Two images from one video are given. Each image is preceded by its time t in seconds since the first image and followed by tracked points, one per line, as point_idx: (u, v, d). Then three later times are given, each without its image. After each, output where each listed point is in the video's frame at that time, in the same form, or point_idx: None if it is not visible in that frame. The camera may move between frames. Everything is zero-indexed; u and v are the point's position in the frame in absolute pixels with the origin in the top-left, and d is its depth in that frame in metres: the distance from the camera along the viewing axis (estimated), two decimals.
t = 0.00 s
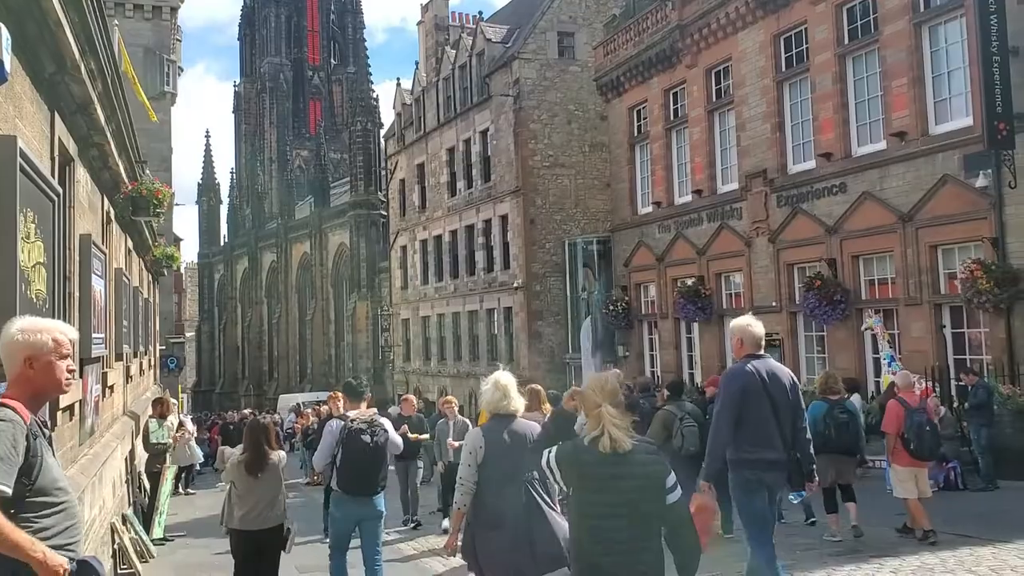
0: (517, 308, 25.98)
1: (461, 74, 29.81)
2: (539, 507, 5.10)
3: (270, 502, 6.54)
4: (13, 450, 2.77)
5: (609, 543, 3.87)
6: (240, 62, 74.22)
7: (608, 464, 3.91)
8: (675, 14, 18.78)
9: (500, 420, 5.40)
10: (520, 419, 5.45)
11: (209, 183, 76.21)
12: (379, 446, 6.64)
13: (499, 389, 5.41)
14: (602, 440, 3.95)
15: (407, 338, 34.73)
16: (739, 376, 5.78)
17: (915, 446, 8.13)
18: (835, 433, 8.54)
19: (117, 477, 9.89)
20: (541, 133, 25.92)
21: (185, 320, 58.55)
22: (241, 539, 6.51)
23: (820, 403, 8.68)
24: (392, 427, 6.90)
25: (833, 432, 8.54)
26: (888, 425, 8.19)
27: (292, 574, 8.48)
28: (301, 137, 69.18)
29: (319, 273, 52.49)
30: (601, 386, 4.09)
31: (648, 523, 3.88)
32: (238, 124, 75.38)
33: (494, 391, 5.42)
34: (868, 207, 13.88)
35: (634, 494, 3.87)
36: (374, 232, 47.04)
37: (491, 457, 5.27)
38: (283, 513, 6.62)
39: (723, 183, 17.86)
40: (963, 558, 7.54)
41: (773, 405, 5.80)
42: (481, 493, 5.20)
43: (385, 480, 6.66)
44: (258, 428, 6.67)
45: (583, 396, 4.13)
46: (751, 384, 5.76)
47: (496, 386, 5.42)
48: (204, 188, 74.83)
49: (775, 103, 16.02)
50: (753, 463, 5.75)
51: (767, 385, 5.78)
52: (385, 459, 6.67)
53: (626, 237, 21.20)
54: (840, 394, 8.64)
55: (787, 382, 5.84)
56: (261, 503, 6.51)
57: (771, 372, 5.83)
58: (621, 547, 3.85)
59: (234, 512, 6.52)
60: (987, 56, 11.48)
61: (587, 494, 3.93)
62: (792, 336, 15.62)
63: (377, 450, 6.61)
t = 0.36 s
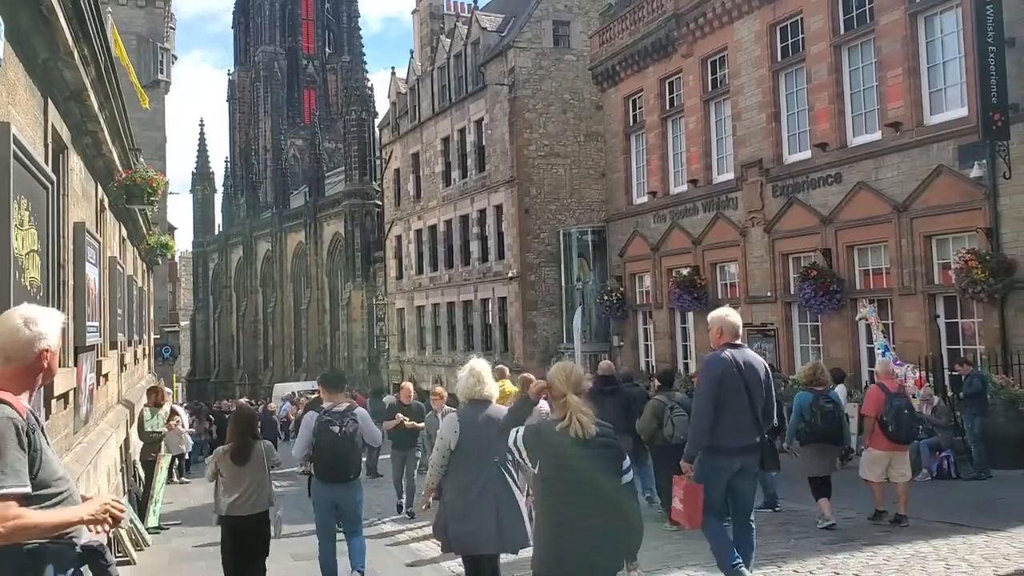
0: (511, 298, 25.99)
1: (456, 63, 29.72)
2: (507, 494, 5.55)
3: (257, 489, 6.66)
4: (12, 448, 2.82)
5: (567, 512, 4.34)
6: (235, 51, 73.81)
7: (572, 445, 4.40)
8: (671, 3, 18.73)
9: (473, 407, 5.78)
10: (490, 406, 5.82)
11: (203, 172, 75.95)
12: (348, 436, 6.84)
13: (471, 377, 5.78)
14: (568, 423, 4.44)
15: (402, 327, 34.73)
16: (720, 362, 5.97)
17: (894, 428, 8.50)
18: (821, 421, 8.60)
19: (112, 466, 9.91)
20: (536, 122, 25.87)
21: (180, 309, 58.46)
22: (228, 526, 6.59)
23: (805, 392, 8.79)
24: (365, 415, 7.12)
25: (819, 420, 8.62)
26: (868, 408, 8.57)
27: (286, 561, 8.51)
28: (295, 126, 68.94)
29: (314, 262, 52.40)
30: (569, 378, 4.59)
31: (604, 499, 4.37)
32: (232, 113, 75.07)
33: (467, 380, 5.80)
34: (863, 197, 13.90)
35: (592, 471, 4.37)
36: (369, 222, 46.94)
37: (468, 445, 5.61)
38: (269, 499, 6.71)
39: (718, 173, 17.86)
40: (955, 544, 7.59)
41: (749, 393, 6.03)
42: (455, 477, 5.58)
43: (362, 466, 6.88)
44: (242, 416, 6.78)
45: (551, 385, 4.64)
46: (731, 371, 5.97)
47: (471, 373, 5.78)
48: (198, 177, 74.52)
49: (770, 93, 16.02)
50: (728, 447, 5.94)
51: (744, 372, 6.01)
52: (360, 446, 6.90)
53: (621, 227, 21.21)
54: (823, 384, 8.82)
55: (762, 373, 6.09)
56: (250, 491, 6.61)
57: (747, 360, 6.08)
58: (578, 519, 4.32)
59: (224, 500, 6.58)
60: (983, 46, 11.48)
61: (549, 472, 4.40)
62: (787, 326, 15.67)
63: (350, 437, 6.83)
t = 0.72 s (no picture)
0: (510, 291, 25.99)
1: (455, 55, 29.67)
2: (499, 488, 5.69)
3: (252, 479, 6.74)
4: (42, 439, 3.01)
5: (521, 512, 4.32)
6: (234, 43, 73.60)
7: (526, 443, 4.36)
8: None
9: (466, 399, 5.78)
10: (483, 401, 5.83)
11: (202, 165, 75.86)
12: (341, 429, 7.00)
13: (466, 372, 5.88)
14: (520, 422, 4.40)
15: (401, 320, 34.74)
16: (687, 362, 6.10)
17: (865, 426, 8.58)
18: (810, 411, 8.99)
19: (111, 457, 9.92)
20: (536, 116, 25.84)
21: (179, 301, 58.46)
22: (224, 515, 6.65)
23: (795, 383, 9.14)
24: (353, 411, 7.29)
25: (809, 409, 9.01)
26: (842, 407, 8.75)
27: (285, 554, 8.53)
28: (294, 118, 68.83)
29: (312, 255, 52.40)
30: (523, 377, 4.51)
31: (557, 496, 4.36)
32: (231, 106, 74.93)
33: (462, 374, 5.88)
34: (863, 191, 13.90)
35: (544, 468, 4.34)
36: (368, 215, 46.91)
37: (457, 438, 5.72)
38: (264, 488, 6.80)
39: (717, 167, 17.84)
40: (953, 538, 7.61)
41: (717, 389, 6.17)
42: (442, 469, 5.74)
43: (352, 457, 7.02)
44: (239, 409, 6.90)
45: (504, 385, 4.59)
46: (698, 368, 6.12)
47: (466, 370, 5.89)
48: (197, 169, 74.40)
49: (770, 86, 16.00)
50: (701, 443, 6.13)
51: (711, 369, 6.15)
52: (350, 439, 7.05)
53: (620, 221, 21.21)
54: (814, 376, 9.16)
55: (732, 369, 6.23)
56: (246, 480, 6.69)
57: (714, 356, 6.22)
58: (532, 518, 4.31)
59: (220, 489, 6.64)
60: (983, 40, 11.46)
61: (503, 470, 4.37)
62: (785, 320, 15.68)
63: (340, 428, 6.98)
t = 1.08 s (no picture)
0: (507, 286, 25.99)
1: (453, 50, 29.62)
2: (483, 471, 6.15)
3: (244, 467, 6.94)
4: (46, 430, 3.02)
5: (472, 495, 4.84)
6: (231, 37, 73.36)
7: (479, 435, 4.86)
8: None
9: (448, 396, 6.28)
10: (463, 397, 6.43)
11: (198, 159, 75.66)
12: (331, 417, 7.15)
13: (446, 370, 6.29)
14: (473, 413, 4.89)
15: (397, 315, 34.71)
16: (650, 353, 6.67)
17: (843, 419, 8.95)
18: (786, 408, 9.22)
19: (105, 451, 9.89)
20: (533, 111, 25.81)
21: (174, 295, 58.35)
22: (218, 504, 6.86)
23: (773, 381, 9.36)
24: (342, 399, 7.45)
25: (785, 407, 9.24)
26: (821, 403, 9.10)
27: (280, 547, 8.52)
28: (291, 112, 68.64)
29: (309, 250, 52.36)
30: (477, 370, 5.01)
31: (510, 477, 4.88)
32: (227, 100, 74.71)
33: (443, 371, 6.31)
34: (859, 188, 13.92)
35: (493, 454, 4.85)
36: (364, 210, 46.84)
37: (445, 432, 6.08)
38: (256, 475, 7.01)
39: (714, 164, 17.85)
40: (948, 535, 7.62)
41: (681, 380, 6.69)
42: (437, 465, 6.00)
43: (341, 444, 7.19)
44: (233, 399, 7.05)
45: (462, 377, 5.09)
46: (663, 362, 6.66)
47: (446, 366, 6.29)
48: (194, 163, 74.19)
49: (767, 83, 16.00)
50: (664, 428, 6.55)
51: (673, 359, 6.69)
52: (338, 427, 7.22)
53: (617, 217, 21.21)
54: (791, 374, 9.37)
55: (695, 360, 6.76)
56: (238, 470, 6.89)
57: (678, 350, 6.75)
58: (484, 500, 4.83)
59: (215, 480, 6.85)
60: (980, 38, 11.47)
61: (457, 458, 4.89)
62: (781, 317, 15.71)
63: (329, 418, 7.12)
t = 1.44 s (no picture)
0: (499, 282, 25.98)
1: (446, 44, 29.58)
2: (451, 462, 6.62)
3: (227, 460, 7.26)
4: (46, 418, 3.04)
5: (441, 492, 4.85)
6: (223, 29, 73.03)
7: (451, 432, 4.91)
8: None
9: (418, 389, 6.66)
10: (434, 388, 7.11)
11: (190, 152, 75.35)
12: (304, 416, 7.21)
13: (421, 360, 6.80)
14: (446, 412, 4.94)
15: (389, 310, 34.68)
16: (626, 350, 6.78)
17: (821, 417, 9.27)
18: (762, 403, 9.44)
19: (95, 444, 9.87)
20: (526, 106, 25.78)
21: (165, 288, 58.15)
22: (200, 495, 7.18)
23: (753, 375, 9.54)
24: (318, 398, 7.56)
25: (762, 401, 9.45)
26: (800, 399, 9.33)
27: (270, 542, 8.51)
28: (283, 106, 68.38)
29: (300, 244, 52.23)
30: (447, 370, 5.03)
31: (476, 474, 4.95)
32: (219, 93, 74.39)
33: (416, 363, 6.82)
34: (850, 186, 13.97)
35: (465, 452, 4.90)
36: (356, 204, 46.74)
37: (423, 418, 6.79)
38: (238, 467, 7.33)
39: (706, 160, 17.88)
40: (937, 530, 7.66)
41: (652, 381, 6.84)
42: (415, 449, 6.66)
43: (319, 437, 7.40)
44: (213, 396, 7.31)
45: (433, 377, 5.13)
46: (636, 362, 6.80)
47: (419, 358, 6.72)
48: (185, 155, 73.83)
49: (759, 80, 16.03)
50: (632, 425, 6.72)
51: (647, 359, 6.83)
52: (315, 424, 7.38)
53: (609, 212, 21.24)
54: (771, 369, 9.53)
55: (666, 361, 6.92)
56: (219, 463, 7.23)
57: (651, 350, 6.89)
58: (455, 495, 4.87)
59: (200, 471, 7.18)
60: (972, 36, 11.50)
61: (429, 455, 4.87)
62: (771, 314, 15.76)
63: (306, 418, 7.22)
